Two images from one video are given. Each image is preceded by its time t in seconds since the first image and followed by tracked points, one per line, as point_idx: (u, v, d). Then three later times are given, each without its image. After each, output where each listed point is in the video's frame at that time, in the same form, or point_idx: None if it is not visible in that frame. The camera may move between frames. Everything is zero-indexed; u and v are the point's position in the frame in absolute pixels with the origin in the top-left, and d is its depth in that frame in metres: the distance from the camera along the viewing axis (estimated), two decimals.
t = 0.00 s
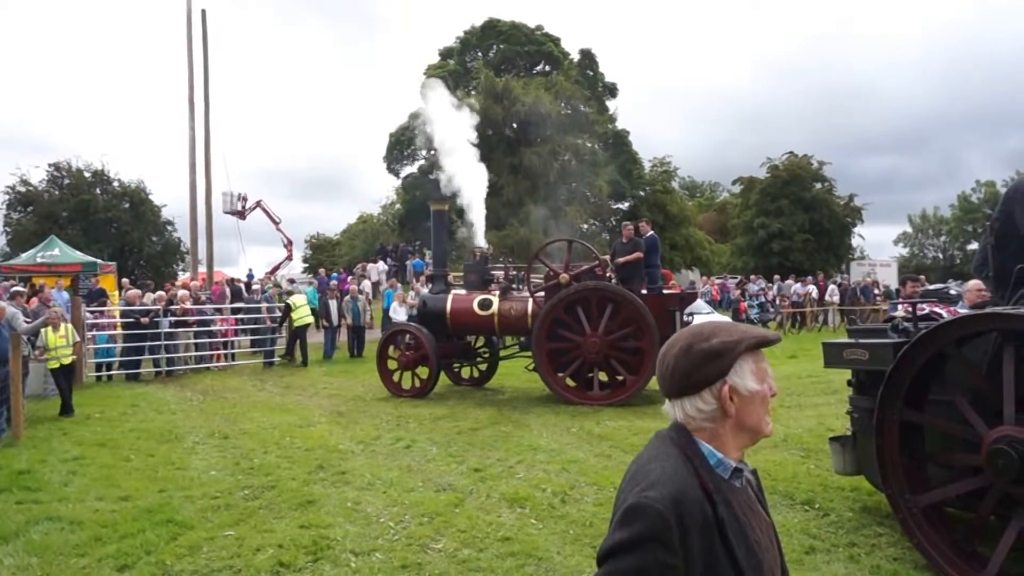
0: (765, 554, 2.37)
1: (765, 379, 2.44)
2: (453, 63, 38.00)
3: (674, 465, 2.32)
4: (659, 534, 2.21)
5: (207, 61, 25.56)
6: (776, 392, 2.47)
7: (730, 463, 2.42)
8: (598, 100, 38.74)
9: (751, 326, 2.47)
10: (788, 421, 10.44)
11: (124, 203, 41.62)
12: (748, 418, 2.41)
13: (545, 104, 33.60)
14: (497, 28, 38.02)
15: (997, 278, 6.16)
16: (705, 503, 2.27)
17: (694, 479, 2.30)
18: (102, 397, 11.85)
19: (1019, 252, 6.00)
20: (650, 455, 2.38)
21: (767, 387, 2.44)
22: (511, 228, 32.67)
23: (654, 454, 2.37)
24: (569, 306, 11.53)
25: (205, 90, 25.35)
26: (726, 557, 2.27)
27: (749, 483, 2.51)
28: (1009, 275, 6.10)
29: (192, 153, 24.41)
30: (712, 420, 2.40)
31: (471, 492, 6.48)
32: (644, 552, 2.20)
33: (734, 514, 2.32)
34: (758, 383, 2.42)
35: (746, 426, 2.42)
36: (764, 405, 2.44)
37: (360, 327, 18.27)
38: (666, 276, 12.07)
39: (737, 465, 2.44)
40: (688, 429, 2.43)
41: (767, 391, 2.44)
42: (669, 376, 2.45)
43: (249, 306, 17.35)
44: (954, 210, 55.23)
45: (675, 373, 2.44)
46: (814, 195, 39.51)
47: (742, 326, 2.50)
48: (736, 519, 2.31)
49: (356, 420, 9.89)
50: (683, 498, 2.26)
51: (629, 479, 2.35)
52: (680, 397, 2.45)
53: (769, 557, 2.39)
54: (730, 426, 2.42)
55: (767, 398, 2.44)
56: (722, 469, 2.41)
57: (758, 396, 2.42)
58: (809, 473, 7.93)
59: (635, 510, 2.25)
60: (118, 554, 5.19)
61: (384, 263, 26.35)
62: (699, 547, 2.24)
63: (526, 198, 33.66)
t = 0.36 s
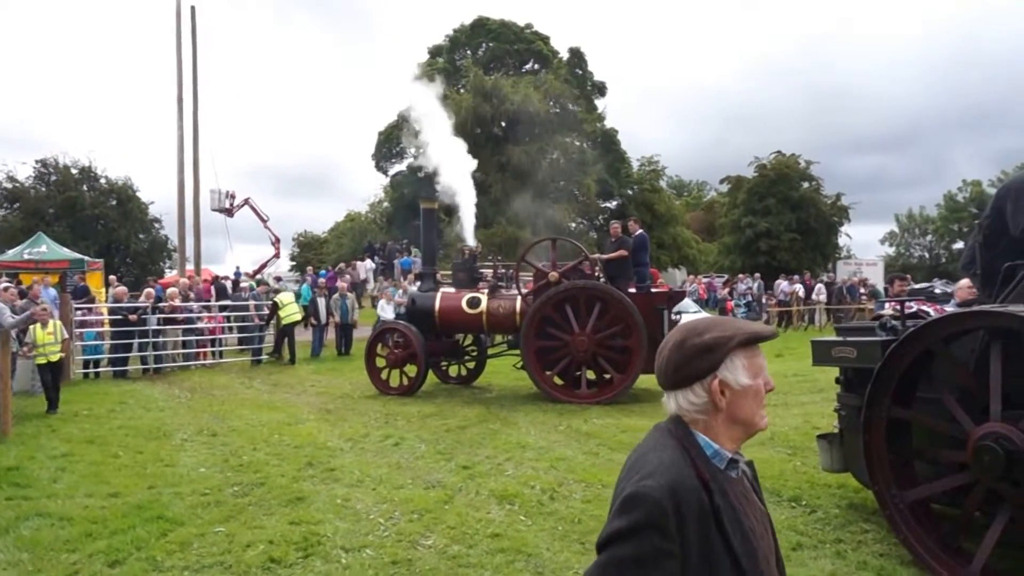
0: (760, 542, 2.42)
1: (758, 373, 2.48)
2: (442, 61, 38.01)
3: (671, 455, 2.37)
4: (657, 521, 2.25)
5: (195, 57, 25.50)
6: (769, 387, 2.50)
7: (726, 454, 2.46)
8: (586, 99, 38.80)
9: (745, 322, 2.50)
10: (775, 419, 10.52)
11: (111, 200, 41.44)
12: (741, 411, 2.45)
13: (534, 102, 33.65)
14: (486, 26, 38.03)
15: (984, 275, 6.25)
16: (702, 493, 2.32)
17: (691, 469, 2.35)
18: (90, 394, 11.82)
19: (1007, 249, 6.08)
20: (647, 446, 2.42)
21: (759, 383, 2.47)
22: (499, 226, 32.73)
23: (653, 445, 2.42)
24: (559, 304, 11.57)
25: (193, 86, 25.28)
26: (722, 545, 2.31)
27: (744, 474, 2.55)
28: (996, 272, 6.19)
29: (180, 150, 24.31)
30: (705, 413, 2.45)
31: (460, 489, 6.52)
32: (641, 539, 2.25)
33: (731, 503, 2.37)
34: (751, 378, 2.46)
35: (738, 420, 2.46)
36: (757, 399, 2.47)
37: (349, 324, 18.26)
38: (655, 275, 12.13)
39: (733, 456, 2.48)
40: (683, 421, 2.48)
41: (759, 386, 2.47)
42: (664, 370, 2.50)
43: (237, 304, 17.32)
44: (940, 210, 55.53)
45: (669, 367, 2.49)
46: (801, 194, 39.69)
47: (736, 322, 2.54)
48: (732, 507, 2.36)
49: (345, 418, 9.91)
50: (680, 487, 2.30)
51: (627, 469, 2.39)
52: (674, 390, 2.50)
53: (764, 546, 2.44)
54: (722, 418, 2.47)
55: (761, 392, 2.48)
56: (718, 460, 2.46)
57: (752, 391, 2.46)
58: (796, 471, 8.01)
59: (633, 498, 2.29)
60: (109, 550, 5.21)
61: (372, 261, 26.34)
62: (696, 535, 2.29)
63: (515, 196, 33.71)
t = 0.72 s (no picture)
0: (770, 532, 2.48)
1: (767, 369, 2.53)
2: (431, 58, 37.99)
3: (685, 448, 2.43)
4: (673, 511, 2.31)
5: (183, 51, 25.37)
6: (778, 381, 2.55)
7: (738, 447, 2.53)
8: (573, 97, 38.87)
9: (753, 318, 2.56)
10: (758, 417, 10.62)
11: (95, 196, 41.19)
12: (748, 405, 2.50)
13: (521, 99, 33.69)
14: (476, 24, 38.05)
15: (970, 274, 6.35)
16: (716, 483, 2.38)
17: (705, 460, 2.41)
18: (75, 390, 11.78)
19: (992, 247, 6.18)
20: (662, 439, 2.48)
21: (768, 378, 2.52)
22: (484, 224, 32.78)
23: (667, 438, 2.48)
24: (545, 302, 11.63)
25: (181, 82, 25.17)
26: (735, 534, 2.37)
27: (754, 466, 2.62)
28: (981, 271, 6.28)
29: (166, 146, 24.17)
30: (714, 406, 2.52)
31: (447, 486, 6.57)
32: (658, 529, 2.30)
33: (743, 493, 2.43)
34: (759, 373, 2.51)
35: (746, 414, 2.52)
36: (766, 394, 2.53)
37: (334, 321, 18.23)
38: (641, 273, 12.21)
39: (744, 448, 2.55)
40: (694, 415, 2.54)
41: (768, 381, 2.52)
42: (676, 365, 2.56)
43: (223, 300, 17.28)
44: (921, 210, 55.94)
45: (679, 362, 2.56)
46: (785, 193, 39.91)
47: (744, 318, 2.59)
48: (745, 498, 2.42)
49: (330, 415, 9.93)
50: (696, 478, 2.36)
51: (643, 461, 2.45)
52: (684, 383, 2.57)
53: (774, 537, 2.50)
54: (730, 411, 2.52)
55: (770, 387, 2.53)
56: (729, 451, 2.52)
57: (759, 386, 2.51)
58: (779, 468, 8.10)
59: (649, 489, 2.34)
60: (98, 546, 5.22)
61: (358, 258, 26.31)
62: (710, 525, 2.34)
63: (500, 194, 33.75)
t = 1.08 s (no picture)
0: (783, 518, 2.57)
1: (781, 361, 2.63)
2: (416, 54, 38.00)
3: (704, 437, 2.51)
4: (694, 497, 2.38)
5: (167, 44, 25.23)
6: (792, 373, 2.65)
7: (753, 436, 2.62)
8: (556, 94, 38.95)
9: (771, 313, 2.66)
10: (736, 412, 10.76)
11: (76, 190, 40.90)
12: (763, 396, 2.60)
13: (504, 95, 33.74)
14: (461, 20, 38.12)
15: (950, 272, 6.47)
16: (735, 471, 2.46)
17: (724, 449, 2.49)
18: (58, 384, 11.73)
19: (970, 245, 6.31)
20: (680, 428, 2.56)
21: (782, 369, 2.61)
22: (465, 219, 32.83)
23: (686, 427, 2.56)
24: (530, 297, 11.70)
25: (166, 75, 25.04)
26: (752, 521, 2.45)
27: (767, 455, 2.71)
28: (961, 269, 6.41)
29: (150, 140, 24.02)
30: (730, 396, 2.61)
31: (432, 479, 6.63)
32: (679, 514, 2.37)
33: (759, 480, 2.51)
34: (774, 365, 2.60)
35: (761, 404, 2.61)
36: (780, 385, 2.62)
37: (317, 317, 18.23)
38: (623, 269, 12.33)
39: (759, 437, 2.64)
40: (711, 404, 2.63)
41: (782, 372, 2.62)
42: (695, 357, 2.66)
43: (206, 295, 17.23)
44: (897, 208, 56.46)
45: (698, 353, 2.65)
46: (763, 191, 40.22)
47: (760, 313, 2.69)
48: (760, 485, 2.50)
49: (314, 409, 9.96)
50: (715, 465, 2.44)
51: (664, 449, 2.52)
52: (702, 375, 2.66)
53: (787, 523, 2.59)
54: (745, 402, 2.62)
55: (784, 378, 2.62)
56: (745, 440, 2.61)
57: (773, 377, 2.60)
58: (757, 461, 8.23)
59: (671, 477, 2.42)
60: (87, 539, 5.24)
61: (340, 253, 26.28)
62: (728, 512, 2.42)
63: (482, 190, 33.83)
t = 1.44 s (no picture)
0: (779, 513, 2.65)
1: (780, 360, 2.69)
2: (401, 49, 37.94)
3: (705, 435, 2.58)
4: (695, 494, 2.45)
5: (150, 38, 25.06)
6: (791, 372, 2.72)
7: (752, 434, 2.69)
8: (540, 90, 38.99)
9: (772, 313, 2.72)
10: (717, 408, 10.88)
11: (57, 183, 40.60)
12: (763, 395, 2.67)
13: (489, 92, 33.74)
14: (446, 17, 38.17)
15: (931, 271, 6.59)
16: (734, 469, 2.54)
17: (723, 446, 2.56)
18: (40, 379, 11.69)
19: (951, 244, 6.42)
20: (681, 427, 2.63)
21: (781, 368, 2.69)
22: (449, 215, 32.88)
23: (687, 426, 2.63)
24: (515, 293, 11.76)
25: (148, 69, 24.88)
26: (750, 518, 2.53)
27: (764, 453, 2.78)
28: (942, 268, 6.53)
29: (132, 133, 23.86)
30: (730, 393, 2.68)
31: (418, 473, 6.68)
32: (681, 510, 2.45)
33: (757, 477, 2.59)
34: (773, 364, 2.68)
35: (759, 402, 2.68)
36: (778, 383, 2.69)
37: (301, 312, 18.23)
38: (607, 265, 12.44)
39: (757, 434, 2.71)
40: (712, 402, 2.70)
41: (780, 371, 2.69)
42: (696, 357, 2.73)
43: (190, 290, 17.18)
44: (875, 205, 56.91)
45: (700, 352, 2.73)
46: (744, 188, 40.50)
47: (760, 312, 2.76)
48: (757, 482, 2.58)
49: (299, 404, 9.99)
50: (716, 463, 2.51)
51: (665, 447, 2.60)
52: (703, 373, 2.73)
53: (782, 518, 2.67)
54: (744, 400, 2.69)
55: (782, 377, 2.69)
56: (744, 438, 2.68)
57: (772, 376, 2.67)
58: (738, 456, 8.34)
59: (673, 474, 2.49)
60: (76, 533, 5.26)
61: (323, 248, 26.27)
62: (727, 507, 2.50)
63: (466, 186, 33.90)
